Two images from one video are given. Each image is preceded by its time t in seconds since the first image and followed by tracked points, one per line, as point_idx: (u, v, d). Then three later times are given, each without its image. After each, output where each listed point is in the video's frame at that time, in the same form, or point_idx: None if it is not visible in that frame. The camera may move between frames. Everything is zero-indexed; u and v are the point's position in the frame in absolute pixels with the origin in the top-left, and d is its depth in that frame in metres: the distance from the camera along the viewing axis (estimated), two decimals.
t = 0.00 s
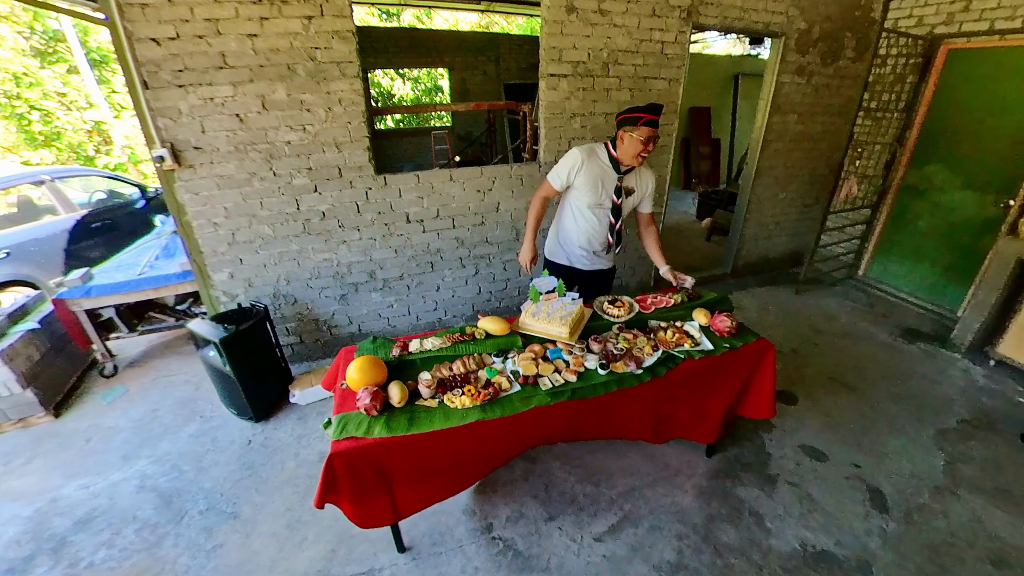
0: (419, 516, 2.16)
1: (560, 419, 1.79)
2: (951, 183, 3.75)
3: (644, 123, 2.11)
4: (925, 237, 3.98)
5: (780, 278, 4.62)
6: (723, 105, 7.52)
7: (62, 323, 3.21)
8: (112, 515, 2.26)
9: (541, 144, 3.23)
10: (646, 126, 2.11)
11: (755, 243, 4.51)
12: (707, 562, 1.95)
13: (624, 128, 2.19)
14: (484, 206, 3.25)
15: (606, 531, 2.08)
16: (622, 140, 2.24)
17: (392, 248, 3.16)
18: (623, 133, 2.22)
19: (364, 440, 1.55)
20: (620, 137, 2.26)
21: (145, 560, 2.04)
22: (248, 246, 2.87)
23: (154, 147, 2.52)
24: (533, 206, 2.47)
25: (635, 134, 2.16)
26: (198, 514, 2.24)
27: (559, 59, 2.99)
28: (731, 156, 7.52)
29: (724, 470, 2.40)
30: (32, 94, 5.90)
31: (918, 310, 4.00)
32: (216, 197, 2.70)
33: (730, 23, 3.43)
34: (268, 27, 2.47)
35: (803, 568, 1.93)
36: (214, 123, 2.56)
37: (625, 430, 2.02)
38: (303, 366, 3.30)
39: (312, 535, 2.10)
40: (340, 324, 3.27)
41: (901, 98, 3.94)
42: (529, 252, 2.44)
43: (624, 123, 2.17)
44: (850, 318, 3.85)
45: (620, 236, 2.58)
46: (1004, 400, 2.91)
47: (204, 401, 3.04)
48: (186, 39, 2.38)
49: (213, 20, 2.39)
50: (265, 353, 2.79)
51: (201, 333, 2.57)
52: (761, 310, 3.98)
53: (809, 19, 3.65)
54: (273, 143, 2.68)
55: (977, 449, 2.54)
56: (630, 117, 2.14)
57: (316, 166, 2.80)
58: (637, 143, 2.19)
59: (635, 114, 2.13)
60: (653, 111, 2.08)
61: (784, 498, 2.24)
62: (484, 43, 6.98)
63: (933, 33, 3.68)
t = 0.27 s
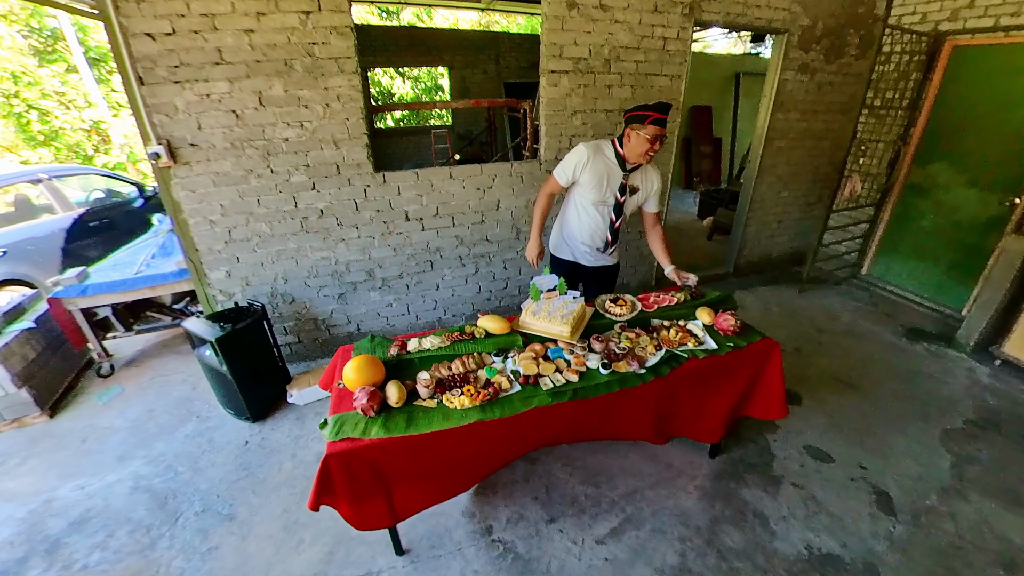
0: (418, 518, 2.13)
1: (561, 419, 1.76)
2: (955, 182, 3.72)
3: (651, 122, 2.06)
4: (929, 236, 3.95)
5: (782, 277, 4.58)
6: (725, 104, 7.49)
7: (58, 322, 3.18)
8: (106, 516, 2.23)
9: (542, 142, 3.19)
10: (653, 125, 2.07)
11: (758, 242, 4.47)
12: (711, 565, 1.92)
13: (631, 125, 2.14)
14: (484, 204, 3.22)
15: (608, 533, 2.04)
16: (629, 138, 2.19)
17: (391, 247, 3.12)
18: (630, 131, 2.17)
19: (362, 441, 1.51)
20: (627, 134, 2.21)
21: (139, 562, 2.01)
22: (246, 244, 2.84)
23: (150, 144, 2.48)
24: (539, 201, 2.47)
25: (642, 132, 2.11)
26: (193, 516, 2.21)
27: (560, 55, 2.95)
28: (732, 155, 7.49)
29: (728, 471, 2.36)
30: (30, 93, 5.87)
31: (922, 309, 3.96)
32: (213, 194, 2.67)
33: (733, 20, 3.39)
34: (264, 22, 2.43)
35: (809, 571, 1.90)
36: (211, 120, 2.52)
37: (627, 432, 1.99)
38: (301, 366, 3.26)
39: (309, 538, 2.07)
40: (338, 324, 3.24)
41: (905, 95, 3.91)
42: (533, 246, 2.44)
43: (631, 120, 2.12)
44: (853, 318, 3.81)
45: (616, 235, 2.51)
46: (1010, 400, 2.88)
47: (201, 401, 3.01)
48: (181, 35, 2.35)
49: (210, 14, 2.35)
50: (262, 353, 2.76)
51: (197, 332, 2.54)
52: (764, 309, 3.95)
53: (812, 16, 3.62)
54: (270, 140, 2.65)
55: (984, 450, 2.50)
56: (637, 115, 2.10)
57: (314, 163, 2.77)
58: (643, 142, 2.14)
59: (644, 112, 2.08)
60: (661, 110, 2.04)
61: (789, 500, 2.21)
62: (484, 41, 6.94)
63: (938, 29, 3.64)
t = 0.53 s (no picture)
0: (415, 520, 2.09)
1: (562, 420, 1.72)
2: (960, 179, 3.67)
3: (643, 114, 2.06)
4: (933, 234, 3.90)
5: (785, 277, 4.54)
6: (726, 102, 7.45)
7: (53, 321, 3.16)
8: (98, 518, 2.19)
9: (542, 139, 3.15)
10: (645, 117, 2.07)
11: (760, 241, 4.43)
12: (714, 570, 1.88)
13: (623, 119, 2.14)
14: (484, 202, 3.18)
15: (609, 537, 2.00)
16: (621, 132, 2.18)
17: (390, 245, 3.09)
18: (621, 125, 2.16)
19: (356, 442, 1.47)
20: (619, 128, 2.21)
21: (131, 565, 1.97)
22: (241, 242, 2.80)
23: (144, 140, 2.45)
24: (538, 207, 2.39)
25: (634, 125, 2.11)
26: (186, 518, 2.17)
27: (560, 50, 2.92)
28: (734, 154, 7.45)
29: (731, 473, 2.32)
30: (29, 92, 5.84)
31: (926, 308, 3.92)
32: (208, 191, 2.64)
33: (735, 15, 3.35)
34: (260, 16, 2.40)
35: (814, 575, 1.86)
36: (206, 116, 2.49)
37: (628, 433, 1.95)
38: (298, 365, 3.23)
39: (304, 540, 2.03)
40: (336, 323, 3.20)
41: (908, 92, 3.88)
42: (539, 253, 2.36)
43: (622, 114, 2.11)
44: (857, 317, 3.77)
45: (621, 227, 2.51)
46: (1017, 400, 2.83)
47: (196, 401, 2.97)
48: (176, 30, 2.31)
49: (204, 9, 2.32)
50: (258, 352, 2.72)
51: (192, 331, 2.50)
52: (766, 308, 3.91)
53: (815, 12, 3.58)
54: (266, 136, 2.61)
55: (991, 451, 2.46)
56: (628, 108, 2.09)
57: (311, 160, 2.74)
58: (636, 134, 2.14)
59: (635, 104, 2.08)
60: (652, 101, 2.03)
61: (793, 503, 2.16)
62: (484, 40, 6.91)
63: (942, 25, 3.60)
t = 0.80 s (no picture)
0: (412, 521, 2.08)
1: (559, 420, 1.71)
2: (960, 179, 3.66)
3: (636, 108, 2.10)
4: (933, 235, 3.89)
5: (784, 277, 4.54)
6: (726, 102, 7.45)
7: (52, 321, 3.16)
8: (94, 519, 2.19)
9: (540, 139, 3.15)
10: (639, 111, 2.11)
11: (759, 241, 4.42)
12: (711, 571, 1.87)
13: (615, 116, 2.18)
14: (482, 201, 3.17)
15: (606, 537, 2.00)
16: (614, 128, 2.22)
17: (387, 245, 3.08)
18: (614, 121, 2.20)
19: (351, 442, 1.47)
20: (611, 124, 2.25)
21: (127, 565, 1.97)
22: (239, 242, 2.80)
23: (142, 140, 2.45)
24: (551, 220, 2.35)
25: (628, 121, 2.16)
26: (183, 518, 2.16)
27: (559, 50, 2.91)
28: (733, 154, 7.44)
29: (729, 473, 2.31)
30: (28, 92, 5.84)
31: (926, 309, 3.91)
32: (206, 191, 2.63)
33: (734, 15, 3.35)
34: (257, 16, 2.39)
35: None
36: (203, 116, 2.48)
37: (626, 433, 1.94)
38: (296, 366, 3.22)
39: (301, 541, 2.02)
40: (334, 323, 3.20)
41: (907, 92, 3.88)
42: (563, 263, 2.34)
43: (615, 111, 2.15)
44: (856, 318, 3.76)
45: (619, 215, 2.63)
46: (1017, 401, 2.82)
47: (194, 401, 2.97)
48: (173, 29, 2.31)
49: (202, 9, 2.31)
50: (255, 352, 2.72)
51: (189, 331, 2.50)
52: (766, 308, 3.90)
53: (815, 12, 3.57)
54: (264, 136, 2.61)
55: (991, 453, 2.45)
56: (620, 105, 2.12)
57: (309, 160, 2.73)
58: (630, 128, 2.19)
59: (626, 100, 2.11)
60: (643, 96, 2.07)
61: (791, 504, 2.16)
62: (484, 40, 6.91)
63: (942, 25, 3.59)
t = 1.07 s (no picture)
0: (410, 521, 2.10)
1: (555, 421, 1.72)
2: (958, 180, 3.67)
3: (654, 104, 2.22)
4: (930, 236, 3.90)
5: (783, 277, 4.54)
6: (725, 103, 7.46)
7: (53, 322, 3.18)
8: (95, 518, 2.20)
9: (539, 140, 3.16)
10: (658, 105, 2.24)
11: (758, 242, 4.43)
12: (707, 571, 1.88)
13: (633, 114, 2.29)
14: (480, 203, 3.18)
15: (602, 537, 2.01)
16: (631, 126, 2.34)
17: (386, 246, 3.09)
18: (633, 119, 2.31)
19: (349, 443, 1.48)
20: (628, 122, 2.35)
21: (127, 564, 1.98)
22: (239, 243, 2.81)
23: (142, 142, 2.46)
24: (582, 218, 2.39)
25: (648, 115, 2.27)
26: (182, 518, 2.18)
27: (557, 52, 2.92)
28: (733, 154, 7.45)
29: (726, 474, 2.32)
30: (29, 92, 5.86)
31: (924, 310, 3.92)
32: (205, 192, 2.65)
33: (732, 17, 3.36)
34: (257, 19, 2.41)
35: None
36: (203, 118, 2.50)
37: (622, 434, 1.95)
38: (295, 366, 3.24)
39: (300, 540, 2.04)
40: (333, 324, 3.21)
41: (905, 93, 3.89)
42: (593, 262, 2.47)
43: (633, 110, 2.27)
44: (854, 318, 3.77)
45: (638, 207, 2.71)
46: (1013, 402, 2.83)
47: (193, 401, 2.98)
48: (173, 32, 2.32)
49: (202, 11, 2.33)
50: (255, 353, 2.73)
51: (188, 332, 2.51)
52: (764, 309, 3.91)
53: (813, 13, 3.58)
54: (263, 138, 2.62)
55: (987, 453, 2.46)
56: (638, 104, 2.23)
57: (308, 161, 2.75)
58: (646, 126, 2.31)
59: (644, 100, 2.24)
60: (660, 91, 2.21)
61: (787, 504, 2.17)
62: (484, 41, 6.92)
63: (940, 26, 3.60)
